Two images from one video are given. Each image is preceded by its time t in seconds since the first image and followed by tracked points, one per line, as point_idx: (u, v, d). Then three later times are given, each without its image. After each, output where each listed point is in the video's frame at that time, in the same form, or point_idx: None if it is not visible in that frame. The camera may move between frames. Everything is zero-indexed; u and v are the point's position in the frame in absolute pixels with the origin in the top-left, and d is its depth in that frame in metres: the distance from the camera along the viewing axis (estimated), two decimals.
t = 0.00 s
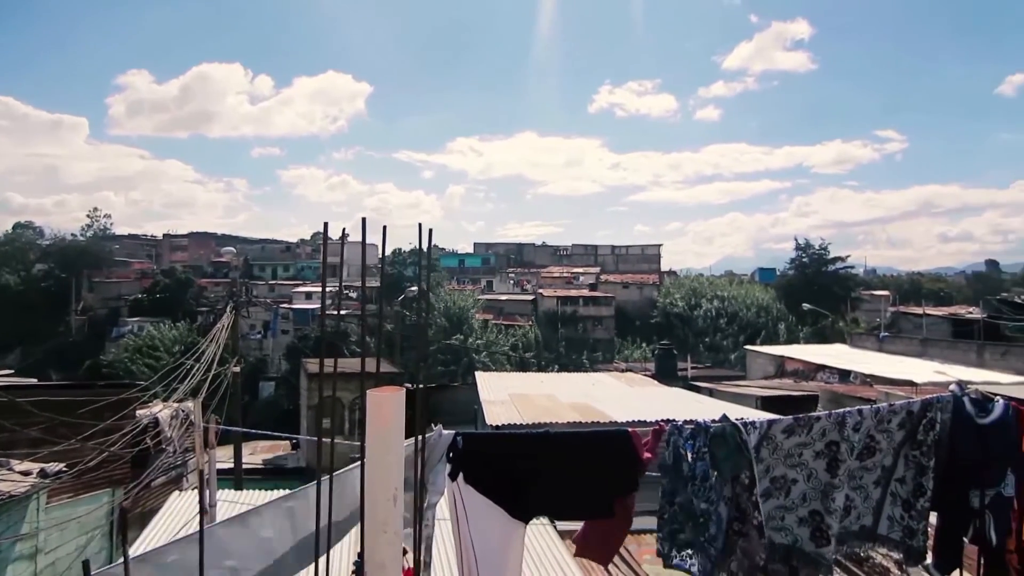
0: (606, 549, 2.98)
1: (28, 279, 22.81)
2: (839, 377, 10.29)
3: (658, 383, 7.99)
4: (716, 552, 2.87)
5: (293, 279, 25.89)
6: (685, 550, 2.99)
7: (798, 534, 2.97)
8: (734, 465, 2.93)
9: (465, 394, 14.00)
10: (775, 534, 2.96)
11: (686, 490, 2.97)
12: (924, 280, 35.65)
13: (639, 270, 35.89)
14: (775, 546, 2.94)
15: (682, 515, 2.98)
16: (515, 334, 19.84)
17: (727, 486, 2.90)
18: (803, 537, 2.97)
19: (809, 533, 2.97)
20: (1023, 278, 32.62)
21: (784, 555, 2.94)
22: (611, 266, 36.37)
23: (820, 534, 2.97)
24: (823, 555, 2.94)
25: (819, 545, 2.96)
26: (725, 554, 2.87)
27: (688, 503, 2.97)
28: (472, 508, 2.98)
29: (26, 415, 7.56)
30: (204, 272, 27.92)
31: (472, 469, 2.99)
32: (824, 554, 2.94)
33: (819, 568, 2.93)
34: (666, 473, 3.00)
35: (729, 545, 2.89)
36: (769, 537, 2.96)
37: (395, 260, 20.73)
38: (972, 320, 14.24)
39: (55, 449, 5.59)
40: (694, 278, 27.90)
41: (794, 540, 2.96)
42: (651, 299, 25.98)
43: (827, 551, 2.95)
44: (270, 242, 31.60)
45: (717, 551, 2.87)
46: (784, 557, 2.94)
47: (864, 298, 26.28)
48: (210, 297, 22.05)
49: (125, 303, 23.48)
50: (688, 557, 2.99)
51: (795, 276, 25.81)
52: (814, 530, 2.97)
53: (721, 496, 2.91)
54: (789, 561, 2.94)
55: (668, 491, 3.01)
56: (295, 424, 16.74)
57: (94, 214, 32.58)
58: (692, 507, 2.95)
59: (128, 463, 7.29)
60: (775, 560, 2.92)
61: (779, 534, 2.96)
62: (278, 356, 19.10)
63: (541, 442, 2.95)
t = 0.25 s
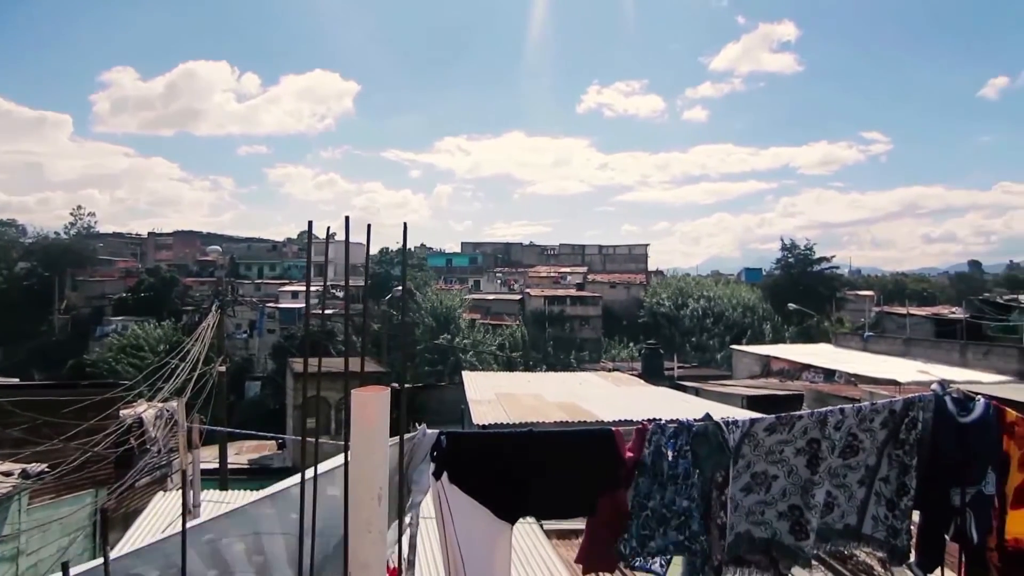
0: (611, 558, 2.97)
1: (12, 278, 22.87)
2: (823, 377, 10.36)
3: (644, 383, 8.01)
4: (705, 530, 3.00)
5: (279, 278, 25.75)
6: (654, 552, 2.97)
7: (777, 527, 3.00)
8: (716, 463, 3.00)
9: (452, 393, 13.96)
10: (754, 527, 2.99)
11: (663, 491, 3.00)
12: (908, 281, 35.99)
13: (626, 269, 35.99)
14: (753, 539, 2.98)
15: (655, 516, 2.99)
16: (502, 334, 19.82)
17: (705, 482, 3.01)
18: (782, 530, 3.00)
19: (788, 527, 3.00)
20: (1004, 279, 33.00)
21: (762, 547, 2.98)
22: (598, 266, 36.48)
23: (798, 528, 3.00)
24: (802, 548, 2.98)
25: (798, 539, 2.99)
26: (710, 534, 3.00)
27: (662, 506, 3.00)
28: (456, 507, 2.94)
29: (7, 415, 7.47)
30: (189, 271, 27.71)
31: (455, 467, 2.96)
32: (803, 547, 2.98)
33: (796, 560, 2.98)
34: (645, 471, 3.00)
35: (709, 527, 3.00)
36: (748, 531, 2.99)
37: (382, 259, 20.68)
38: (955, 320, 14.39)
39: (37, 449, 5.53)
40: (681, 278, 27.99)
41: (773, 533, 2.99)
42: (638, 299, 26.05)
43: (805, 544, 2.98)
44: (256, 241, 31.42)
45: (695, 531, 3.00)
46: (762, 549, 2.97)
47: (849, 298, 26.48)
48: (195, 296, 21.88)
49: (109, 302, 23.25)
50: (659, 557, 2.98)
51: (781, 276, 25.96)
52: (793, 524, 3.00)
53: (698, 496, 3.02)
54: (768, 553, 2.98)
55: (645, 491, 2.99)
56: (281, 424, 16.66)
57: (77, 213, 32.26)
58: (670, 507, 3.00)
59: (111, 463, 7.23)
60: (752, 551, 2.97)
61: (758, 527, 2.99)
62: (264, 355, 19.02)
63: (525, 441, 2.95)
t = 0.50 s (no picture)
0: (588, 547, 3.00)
1: None
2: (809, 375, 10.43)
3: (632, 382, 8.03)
4: (675, 525, 2.97)
5: (266, 278, 25.60)
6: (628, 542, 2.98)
7: (760, 522, 3.03)
8: (701, 462, 2.97)
9: (440, 393, 13.92)
10: (737, 523, 3.02)
11: (641, 485, 3.01)
12: (892, 280, 36.32)
13: (614, 269, 36.07)
14: (736, 533, 3.01)
15: (632, 504, 3.02)
16: (490, 333, 19.82)
17: (685, 478, 2.99)
18: (765, 525, 3.03)
19: (771, 522, 3.03)
20: (986, 279, 33.39)
21: (745, 541, 3.02)
22: (586, 265, 36.58)
23: (781, 523, 3.03)
24: (784, 543, 3.01)
25: (780, 533, 3.02)
26: (676, 526, 2.97)
27: (643, 496, 3.02)
28: (443, 506, 2.96)
29: None
30: (175, 270, 27.52)
31: (442, 465, 2.96)
32: (785, 543, 3.01)
33: (778, 554, 3.01)
34: (631, 467, 3.00)
35: (676, 516, 2.98)
36: (732, 527, 3.02)
37: (370, 258, 20.62)
38: (939, 319, 14.53)
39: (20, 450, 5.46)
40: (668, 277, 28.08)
41: (756, 528, 3.02)
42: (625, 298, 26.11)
43: (788, 540, 3.01)
44: (242, 240, 31.24)
45: (668, 526, 2.98)
46: (744, 542, 3.02)
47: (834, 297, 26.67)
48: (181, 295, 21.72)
49: (93, 302, 23.05)
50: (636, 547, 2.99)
51: (768, 276, 26.11)
52: (775, 519, 3.03)
53: (681, 493, 3.00)
54: (750, 546, 3.03)
55: (627, 487, 3.01)
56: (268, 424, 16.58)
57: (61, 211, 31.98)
58: (647, 499, 3.02)
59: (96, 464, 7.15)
60: (734, 546, 3.01)
61: (741, 523, 3.02)
62: (250, 355, 18.98)
63: (511, 441, 2.95)
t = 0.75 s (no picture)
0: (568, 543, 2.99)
1: None
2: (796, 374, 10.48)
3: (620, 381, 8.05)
4: (660, 520, 2.99)
5: (253, 277, 25.47)
6: (611, 534, 2.99)
7: (747, 521, 3.03)
8: (687, 460, 3.00)
9: (428, 392, 13.89)
10: (723, 521, 3.02)
11: (625, 479, 3.01)
12: (878, 280, 36.57)
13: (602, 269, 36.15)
14: (723, 533, 3.01)
15: (616, 498, 3.02)
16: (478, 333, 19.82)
17: (669, 475, 3.02)
18: (751, 525, 3.03)
19: (757, 521, 3.03)
20: (970, 278, 33.73)
21: (732, 541, 3.01)
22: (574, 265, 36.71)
23: (767, 522, 3.03)
24: (771, 543, 3.01)
25: (767, 533, 3.02)
26: (665, 522, 2.99)
27: (627, 491, 3.02)
28: (429, 504, 2.93)
29: None
30: (161, 269, 27.34)
31: (429, 464, 2.95)
32: (772, 542, 3.01)
33: (764, 553, 3.01)
34: (615, 465, 3.00)
35: (663, 514, 2.99)
36: (718, 525, 3.01)
37: (358, 258, 20.59)
38: (924, 318, 14.65)
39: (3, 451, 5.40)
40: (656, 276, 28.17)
41: (743, 528, 3.02)
42: (613, 298, 26.15)
43: (774, 539, 3.01)
44: (229, 239, 31.08)
45: (651, 520, 2.99)
46: (732, 543, 3.01)
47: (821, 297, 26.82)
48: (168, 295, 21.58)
49: (78, 301, 22.89)
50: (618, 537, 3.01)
51: (755, 275, 26.22)
52: (762, 518, 3.04)
53: (665, 489, 3.01)
54: (738, 547, 3.01)
55: (611, 484, 3.01)
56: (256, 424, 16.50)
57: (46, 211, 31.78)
58: (631, 494, 3.02)
59: (81, 465, 7.09)
60: (721, 546, 3.00)
61: (728, 521, 3.02)
62: (237, 355, 19.07)
63: (499, 440, 2.94)
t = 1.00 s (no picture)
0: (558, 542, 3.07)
1: None
2: (783, 374, 10.55)
3: (608, 381, 8.07)
4: (644, 516, 2.97)
5: (241, 277, 25.35)
6: (597, 529, 3.01)
7: (731, 520, 3.04)
8: (673, 458, 3.00)
9: (417, 391, 13.87)
10: (708, 518, 3.03)
11: (613, 476, 3.01)
12: (865, 279, 36.83)
13: (591, 268, 36.43)
14: (708, 531, 3.02)
15: (604, 497, 3.01)
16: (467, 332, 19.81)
17: (656, 475, 3.00)
18: (736, 523, 3.04)
19: (741, 520, 3.04)
20: (955, 278, 34.05)
21: (717, 539, 3.02)
22: (563, 264, 36.85)
23: (752, 521, 3.04)
24: (755, 541, 3.02)
25: (751, 531, 3.03)
26: (660, 523, 2.97)
27: (613, 490, 3.01)
28: (416, 503, 2.93)
29: None
30: (148, 269, 27.17)
31: (416, 465, 2.94)
32: (756, 540, 3.02)
33: (749, 552, 3.02)
34: (602, 462, 3.02)
35: (656, 513, 2.98)
36: (703, 521, 3.03)
37: (346, 257, 20.53)
38: (910, 318, 14.76)
39: None
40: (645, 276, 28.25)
41: (727, 526, 3.03)
42: (602, 297, 26.18)
43: (759, 537, 3.02)
44: (217, 238, 30.91)
45: (639, 519, 2.96)
46: (716, 541, 3.02)
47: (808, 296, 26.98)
48: (155, 294, 21.44)
49: (64, 301, 22.72)
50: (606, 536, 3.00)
51: (743, 275, 26.34)
52: (746, 517, 3.05)
53: (651, 488, 3.00)
54: (723, 545, 3.02)
55: (597, 481, 3.02)
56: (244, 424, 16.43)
57: (31, 209, 31.53)
58: (618, 493, 3.01)
59: (66, 466, 7.03)
60: (707, 543, 3.01)
61: (713, 519, 3.03)
62: (225, 354, 18.91)
63: (485, 439, 2.94)
